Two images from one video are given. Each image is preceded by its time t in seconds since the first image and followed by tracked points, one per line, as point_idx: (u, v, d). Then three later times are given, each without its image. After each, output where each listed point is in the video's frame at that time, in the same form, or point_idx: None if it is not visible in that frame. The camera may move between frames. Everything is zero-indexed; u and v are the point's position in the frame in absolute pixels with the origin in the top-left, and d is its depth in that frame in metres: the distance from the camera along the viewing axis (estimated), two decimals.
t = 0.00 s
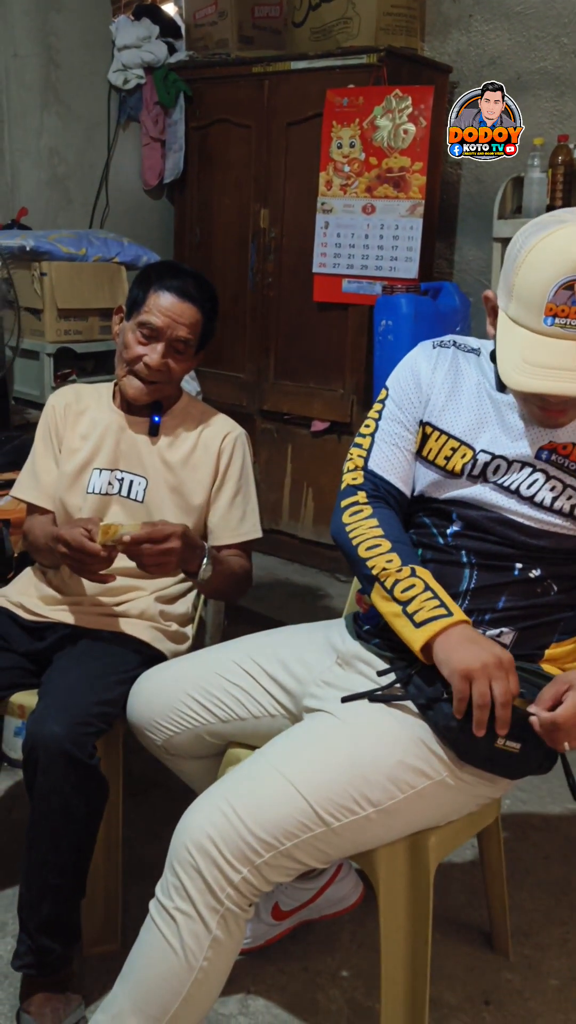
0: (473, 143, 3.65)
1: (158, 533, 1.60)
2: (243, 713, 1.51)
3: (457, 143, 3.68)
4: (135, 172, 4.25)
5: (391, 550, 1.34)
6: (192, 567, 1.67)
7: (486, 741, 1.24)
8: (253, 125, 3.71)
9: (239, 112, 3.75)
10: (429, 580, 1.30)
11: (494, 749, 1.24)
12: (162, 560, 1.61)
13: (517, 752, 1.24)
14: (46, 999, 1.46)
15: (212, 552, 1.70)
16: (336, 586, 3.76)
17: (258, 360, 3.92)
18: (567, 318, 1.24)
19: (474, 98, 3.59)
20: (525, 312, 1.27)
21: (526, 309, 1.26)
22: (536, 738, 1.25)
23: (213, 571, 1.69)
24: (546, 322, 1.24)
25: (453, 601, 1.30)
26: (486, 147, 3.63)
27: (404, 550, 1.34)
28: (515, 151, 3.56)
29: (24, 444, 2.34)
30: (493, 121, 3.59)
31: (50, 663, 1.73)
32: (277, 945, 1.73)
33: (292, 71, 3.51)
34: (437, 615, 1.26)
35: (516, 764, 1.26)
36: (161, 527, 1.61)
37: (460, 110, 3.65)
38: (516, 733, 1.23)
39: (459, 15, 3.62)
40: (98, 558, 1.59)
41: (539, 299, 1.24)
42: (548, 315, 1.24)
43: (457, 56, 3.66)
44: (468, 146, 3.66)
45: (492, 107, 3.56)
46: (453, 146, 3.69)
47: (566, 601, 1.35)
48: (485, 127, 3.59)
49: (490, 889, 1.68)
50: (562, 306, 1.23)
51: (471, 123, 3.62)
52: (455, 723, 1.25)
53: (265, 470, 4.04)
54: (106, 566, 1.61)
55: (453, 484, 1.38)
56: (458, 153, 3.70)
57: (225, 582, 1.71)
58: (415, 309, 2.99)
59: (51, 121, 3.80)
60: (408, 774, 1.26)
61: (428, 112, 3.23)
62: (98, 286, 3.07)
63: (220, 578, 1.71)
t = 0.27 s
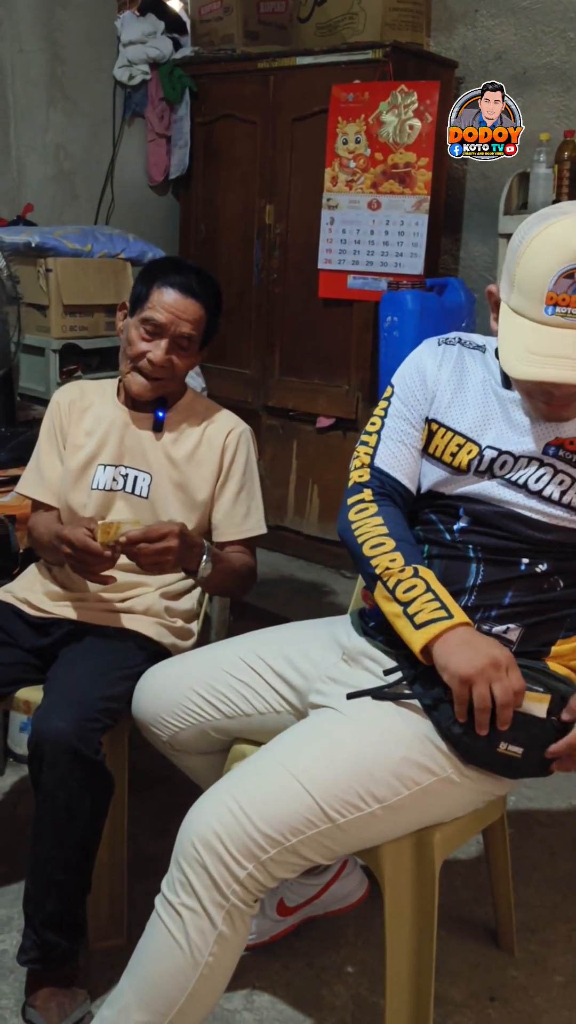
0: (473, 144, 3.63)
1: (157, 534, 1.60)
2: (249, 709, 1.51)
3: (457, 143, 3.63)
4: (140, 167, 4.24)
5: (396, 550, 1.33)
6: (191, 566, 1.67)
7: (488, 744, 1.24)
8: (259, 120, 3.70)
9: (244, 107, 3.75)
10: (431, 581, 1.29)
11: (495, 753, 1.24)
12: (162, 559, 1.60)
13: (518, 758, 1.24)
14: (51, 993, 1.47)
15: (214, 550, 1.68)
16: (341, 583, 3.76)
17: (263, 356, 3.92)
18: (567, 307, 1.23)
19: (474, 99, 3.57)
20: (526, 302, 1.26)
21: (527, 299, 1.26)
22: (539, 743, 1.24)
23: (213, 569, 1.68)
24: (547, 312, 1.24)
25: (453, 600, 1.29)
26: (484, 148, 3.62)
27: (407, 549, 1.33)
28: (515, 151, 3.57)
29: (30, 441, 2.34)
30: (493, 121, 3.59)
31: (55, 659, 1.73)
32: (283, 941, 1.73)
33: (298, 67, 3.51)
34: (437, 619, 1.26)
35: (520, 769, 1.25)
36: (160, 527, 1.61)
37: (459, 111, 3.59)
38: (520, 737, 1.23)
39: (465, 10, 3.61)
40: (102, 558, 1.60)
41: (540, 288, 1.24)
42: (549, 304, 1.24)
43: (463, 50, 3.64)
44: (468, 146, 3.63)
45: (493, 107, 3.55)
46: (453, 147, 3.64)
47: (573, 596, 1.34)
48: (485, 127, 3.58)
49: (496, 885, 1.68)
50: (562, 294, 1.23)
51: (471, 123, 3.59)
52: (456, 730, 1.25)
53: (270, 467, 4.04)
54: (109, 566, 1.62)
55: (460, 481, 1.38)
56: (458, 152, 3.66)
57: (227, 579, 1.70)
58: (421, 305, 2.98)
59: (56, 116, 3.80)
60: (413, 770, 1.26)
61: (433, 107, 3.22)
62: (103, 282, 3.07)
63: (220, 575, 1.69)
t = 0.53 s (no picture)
0: (473, 143, 3.63)
1: (155, 531, 1.59)
2: (248, 706, 1.51)
3: (457, 143, 3.64)
4: (140, 164, 4.24)
5: (379, 551, 1.35)
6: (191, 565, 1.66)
7: (485, 744, 1.24)
8: (259, 117, 3.70)
9: (244, 104, 3.74)
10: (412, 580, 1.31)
11: (493, 754, 1.25)
12: (160, 558, 1.60)
13: (516, 759, 1.25)
14: (51, 989, 1.47)
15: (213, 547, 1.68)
16: (341, 580, 3.76)
17: (263, 353, 3.92)
18: (550, 292, 1.24)
19: (475, 98, 3.57)
20: (512, 289, 1.28)
21: (512, 285, 1.28)
22: (540, 744, 1.24)
23: (213, 565, 1.67)
24: (530, 297, 1.25)
25: (434, 597, 1.29)
26: (485, 148, 3.62)
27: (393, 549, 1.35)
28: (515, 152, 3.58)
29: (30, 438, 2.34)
30: (493, 122, 3.59)
31: (55, 655, 1.73)
32: (283, 937, 1.73)
33: (298, 63, 3.50)
34: (415, 621, 1.27)
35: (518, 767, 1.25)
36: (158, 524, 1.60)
37: (459, 111, 3.59)
38: (514, 740, 1.23)
39: (465, 5, 3.60)
40: (100, 554, 1.60)
41: (523, 274, 1.26)
42: (532, 289, 1.25)
43: (464, 47, 3.64)
44: (468, 146, 3.64)
45: (492, 106, 3.55)
46: (453, 146, 3.63)
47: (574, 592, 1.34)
48: (485, 127, 3.58)
49: (495, 882, 1.68)
50: (545, 279, 1.24)
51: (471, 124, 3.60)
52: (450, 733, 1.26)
53: (270, 464, 4.04)
54: (107, 563, 1.62)
55: (459, 477, 1.38)
56: (458, 152, 3.66)
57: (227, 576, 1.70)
58: (421, 302, 2.98)
59: (57, 113, 3.79)
60: (413, 767, 1.26)
61: (434, 104, 3.21)
62: (104, 279, 3.07)
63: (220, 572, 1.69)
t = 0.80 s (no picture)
0: (473, 144, 3.60)
1: (151, 527, 1.58)
2: (247, 704, 1.51)
3: (457, 143, 3.60)
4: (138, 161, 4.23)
5: (355, 554, 1.40)
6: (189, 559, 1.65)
7: (485, 741, 1.24)
8: (256, 114, 3.70)
9: (242, 101, 3.74)
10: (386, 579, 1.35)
11: (493, 748, 1.24)
12: (156, 556, 1.60)
13: (515, 752, 1.24)
14: (50, 986, 1.47)
15: (209, 543, 1.68)
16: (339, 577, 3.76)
17: (261, 350, 3.91)
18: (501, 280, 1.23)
19: (475, 97, 3.57)
20: (467, 281, 1.28)
21: (467, 278, 1.28)
22: (539, 737, 1.24)
23: (210, 563, 1.67)
24: (482, 287, 1.25)
25: (407, 594, 1.33)
26: (485, 148, 3.60)
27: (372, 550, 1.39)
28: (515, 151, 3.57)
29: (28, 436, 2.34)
30: (492, 122, 3.59)
31: (54, 652, 1.73)
32: (281, 934, 1.73)
33: (296, 60, 3.50)
34: (386, 618, 1.31)
35: (520, 761, 1.25)
36: (154, 521, 1.60)
37: (459, 111, 3.59)
38: (514, 732, 1.23)
39: (463, 2, 3.60)
40: (93, 552, 1.61)
41: (474, 266, 1.26)
42: (484, 279, 1.25)
43: (461, 44, 3.63)
44: (468, 146, 3.61)
45: (493, 107, 3.55)
46: (453, 146, 3.61)
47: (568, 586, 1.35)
48: (485, 127, 3.56)
49: (493, 878, 1.68)
50: (494, 268, 1.23)
51: (471, 124, 3.57)
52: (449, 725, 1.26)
53: (268, 461, 4.04)
54: (100, 562, 1.63)
55: (452, 477, 1.39)
56: (458, 153, 3.63)
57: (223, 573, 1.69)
58: (419, 299, 2.98)
59: (54, 110, 3.78)
60: (412, 764, 1.26)
61: (432, 101, 3.21)
62: (102, 276, 3.06)
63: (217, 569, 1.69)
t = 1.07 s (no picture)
0: (473, 143, 3.58)
1: (146, 527, 1.59)
2: (244, 701, 1.52)
3: (457, 143, 3.61)
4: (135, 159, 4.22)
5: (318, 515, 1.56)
6: (184, 558, 1.65)
7: (476, 741, 1.25)
8: (254, 112, 3.70)
9: (239, 99, 3.74)
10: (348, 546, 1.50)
11: (483, 748, 1.25)
12: (151, 555, 1.60)
13: (505, 752, 1.25)
14: (47, 984, 1.47)
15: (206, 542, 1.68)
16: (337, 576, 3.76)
17: (258, 349, 3.91)
18: (425, 240, 1.27)
19: (475, 97, 3.58)
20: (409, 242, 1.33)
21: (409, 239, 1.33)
22: (529, 739, 1.25)
23: (206, 562, 1.67)
24: (411, 245, 1.30)
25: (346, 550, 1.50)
26: (485, 148, 3.57)
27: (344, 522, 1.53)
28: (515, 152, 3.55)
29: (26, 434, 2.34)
30: (492, 121, 3.58)
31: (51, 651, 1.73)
32: (278, 932, 1.73)
33: (293, 59, 3.51)
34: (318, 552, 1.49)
35: (509, 760, 1.26)
36: (148, 520, 1.60)
37: (459, 111, 3.60)
38: (504, 731, 1.24)
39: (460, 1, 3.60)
40: (90, 554, 1.60)
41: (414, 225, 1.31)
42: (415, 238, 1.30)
43: (459, 42, 3.64)
44: (468, 146, 3.59)
45: (493, 106, 3.54)
46: (453, 146, 3.62)
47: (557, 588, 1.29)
48: (485, 127, 3.54)
49: (489, 876, 1.69)
50: (422, 227, 1.28)
51: (471, 124, 3.58)
52: (446, 719, 1.26)
53: (266, 459, 4.04)
54: (95, 564, 1.63)
55: (429, 477, 1.41)
56: (458, 153, 3.62)
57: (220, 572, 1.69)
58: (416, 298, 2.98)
59: (51, 109, 3.78)
60: (407, 762, 1.26)
61: (429, 100, 3.21)
62: (99, 275, 3.06)
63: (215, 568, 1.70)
